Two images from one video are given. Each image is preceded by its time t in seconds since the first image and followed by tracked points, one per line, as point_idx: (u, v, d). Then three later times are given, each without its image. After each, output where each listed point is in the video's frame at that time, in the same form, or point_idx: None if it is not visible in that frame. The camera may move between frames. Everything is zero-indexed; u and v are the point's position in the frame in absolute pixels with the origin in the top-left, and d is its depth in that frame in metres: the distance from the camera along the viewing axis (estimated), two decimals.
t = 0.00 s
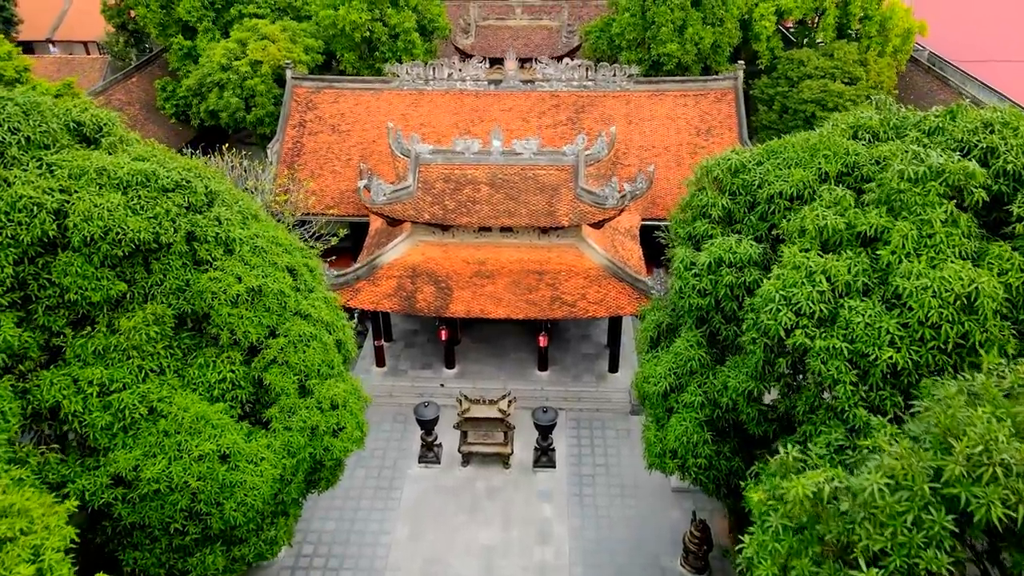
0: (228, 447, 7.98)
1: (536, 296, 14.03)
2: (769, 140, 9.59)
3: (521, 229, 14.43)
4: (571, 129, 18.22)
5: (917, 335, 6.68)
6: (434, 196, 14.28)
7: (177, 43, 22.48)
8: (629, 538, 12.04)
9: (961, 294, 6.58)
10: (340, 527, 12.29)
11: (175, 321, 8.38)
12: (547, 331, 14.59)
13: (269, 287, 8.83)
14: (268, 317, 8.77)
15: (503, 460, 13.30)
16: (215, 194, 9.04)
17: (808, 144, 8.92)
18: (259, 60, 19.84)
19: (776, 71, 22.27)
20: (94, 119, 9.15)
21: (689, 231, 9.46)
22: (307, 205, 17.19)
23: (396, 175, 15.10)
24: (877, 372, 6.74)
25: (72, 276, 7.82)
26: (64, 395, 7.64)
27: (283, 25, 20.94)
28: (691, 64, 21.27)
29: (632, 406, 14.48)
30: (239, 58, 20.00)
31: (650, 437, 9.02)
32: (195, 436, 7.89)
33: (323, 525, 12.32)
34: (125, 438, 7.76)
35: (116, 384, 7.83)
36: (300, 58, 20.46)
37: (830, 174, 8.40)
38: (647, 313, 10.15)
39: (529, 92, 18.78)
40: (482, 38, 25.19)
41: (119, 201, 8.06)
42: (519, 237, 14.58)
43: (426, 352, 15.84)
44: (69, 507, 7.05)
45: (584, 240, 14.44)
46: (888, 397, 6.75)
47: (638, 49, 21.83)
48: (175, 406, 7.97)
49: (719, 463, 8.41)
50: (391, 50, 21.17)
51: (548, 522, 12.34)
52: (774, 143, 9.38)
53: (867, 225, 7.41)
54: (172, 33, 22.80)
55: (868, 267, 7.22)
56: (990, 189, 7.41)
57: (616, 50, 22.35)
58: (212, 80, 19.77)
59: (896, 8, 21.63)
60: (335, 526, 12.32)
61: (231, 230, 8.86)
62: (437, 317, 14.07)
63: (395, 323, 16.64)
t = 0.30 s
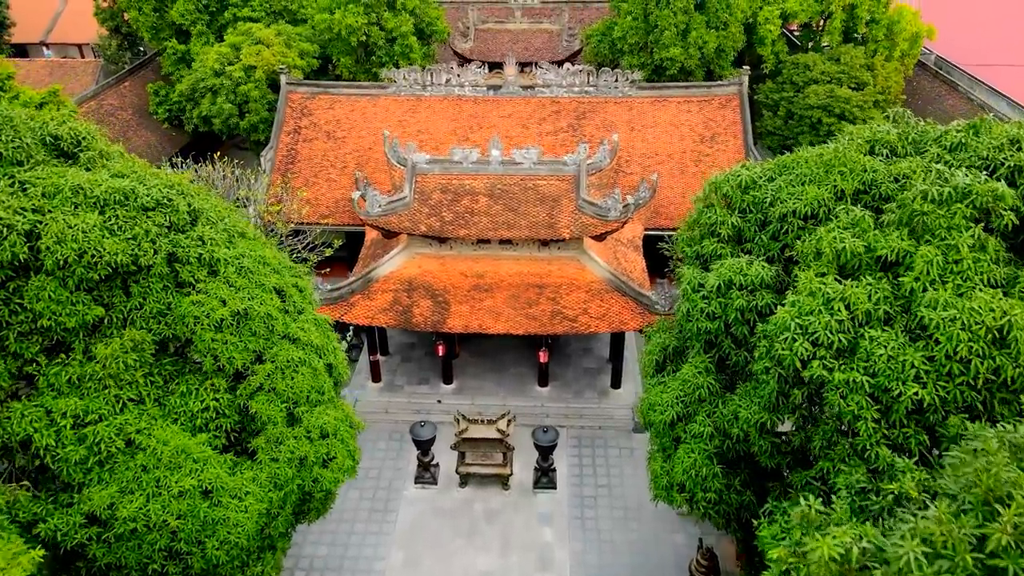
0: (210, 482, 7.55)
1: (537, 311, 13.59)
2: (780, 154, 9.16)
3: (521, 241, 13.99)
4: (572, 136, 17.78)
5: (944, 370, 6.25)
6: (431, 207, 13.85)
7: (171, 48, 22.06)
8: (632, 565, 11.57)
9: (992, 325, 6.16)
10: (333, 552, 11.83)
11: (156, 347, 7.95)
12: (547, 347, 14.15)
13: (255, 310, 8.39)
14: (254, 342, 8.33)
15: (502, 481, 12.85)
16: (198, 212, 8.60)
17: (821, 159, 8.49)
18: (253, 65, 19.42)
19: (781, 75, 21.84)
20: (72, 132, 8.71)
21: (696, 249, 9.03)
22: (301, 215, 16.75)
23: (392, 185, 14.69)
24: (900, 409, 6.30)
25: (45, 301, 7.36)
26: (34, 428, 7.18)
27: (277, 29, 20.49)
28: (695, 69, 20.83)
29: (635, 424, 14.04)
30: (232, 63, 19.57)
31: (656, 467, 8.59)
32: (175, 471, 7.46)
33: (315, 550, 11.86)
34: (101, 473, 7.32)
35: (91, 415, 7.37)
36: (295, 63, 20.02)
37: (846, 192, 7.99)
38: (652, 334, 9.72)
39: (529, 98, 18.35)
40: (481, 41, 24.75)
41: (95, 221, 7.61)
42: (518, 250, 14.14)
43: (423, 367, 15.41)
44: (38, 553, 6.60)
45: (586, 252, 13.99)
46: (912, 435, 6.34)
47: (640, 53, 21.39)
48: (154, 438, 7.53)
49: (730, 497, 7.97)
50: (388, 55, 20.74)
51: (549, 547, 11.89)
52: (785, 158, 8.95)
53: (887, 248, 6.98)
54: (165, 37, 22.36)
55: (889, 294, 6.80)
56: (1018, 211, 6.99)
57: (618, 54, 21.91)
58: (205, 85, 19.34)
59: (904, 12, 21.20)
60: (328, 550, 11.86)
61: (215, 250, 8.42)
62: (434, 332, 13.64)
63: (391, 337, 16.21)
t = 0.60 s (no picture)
0: (193, 518, 7.18)
1: (537, 325, 13.20)
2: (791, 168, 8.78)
3: (521, 253, 13.60)
4: (573, 143, 17.40)
5: (972, 406, 5.88)
6: (429, 218, 13.45)
7: (165, 51, 21.66)
8: None
9: None
10: None
11: (137, 374, 7.55)
12: (548, 361, 13.77)
13: (243, 333, 7.99)
14: (242, 367, 7.94)
15: (502, 501, 12.46)
16: (183, 229, 8.18)
17: (835, 175, 8.12)
18: (248, 70, 19.04)
19: (786, 80, 21.46)
20: (50, 145, 8.30)
21: (704, 268, 8.65)
22: (296, 223, 16.36)
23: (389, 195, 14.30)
24: (925, 447, 5.93)
25: (19, 326, 6.94)
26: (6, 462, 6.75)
27: (272, 33, 20.10)
28: (698, 73, 20.43)
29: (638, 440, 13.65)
30: (226, 68, 19.18)
31: (663, 497, 8.20)
32: (156, 507, 7.11)
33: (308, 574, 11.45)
34: (78, 508, 6.96)
35: (67, 447, 6.97)
36: (291, 67, 19.63)
37: (862, 210, 7.62)
38: (657, 355, 9.33)
39: (530, 103, 17.96)
40: (480, 45, 24.36)
41: (72, 241, 7.19)
42: (518, 262, 13.75)
43: (420, 381, 15.01)
44: None
45: (588, 264, 13.60)
46: (938, 475, 5.98)
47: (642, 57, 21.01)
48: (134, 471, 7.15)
49: (740, 531, 7.59)
50: (385, 59, 20.35)
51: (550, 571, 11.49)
52: (796, 173, 8.57)
53: (909, 273, 6.60)
54: (159, 40, 21.96)
55: (911, 322, 6.41)
56: None
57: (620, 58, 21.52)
58: (199, 90, 18.95)
59: (911, 15, 20.82)
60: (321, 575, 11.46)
61: (201, 270, 8.02)
62: (431, 346, 13.24)
63: (388, 350, 15.82)
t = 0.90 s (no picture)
0: (171, 565, 6.74)
1: (538, 342, 12.76)
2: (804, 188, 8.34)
3: (521, 267, 13.16)
4: (574, 151, 16.96)
5: (1010, 455, 5.45)
6: (426, 231, 13.01)
7: (158, 56, 21.23)
8: None
9: None
10: None
11: (113, 408, 7.10)
12: (550, 379, 13.33)
13: (227, 363, 7.54)
14: (226, 399, 7.49)
15: (501, 527, 12.00)
16: (163, 252, 7.71)
17: (853, 195, 7.68)
18: (242, 76, 18.62)
19: (792, 85, 21.03)
20: (24, 162, 7.87)
21: (714, 291, 8.21)
22: (290, 235, 15.92)
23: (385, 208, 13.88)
24: (958, 497, 5.52)
25: None
26: None
27: (267, 38, 19.65)
28: (702, 79, 19.98)
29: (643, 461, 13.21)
30: (219, 73, 18.76)
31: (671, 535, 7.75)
32: (131, 553, 6.66)
33: None
34: (48, 554, 6.52)
35: (36, 489, 6.52)
36: (285, 73, 19.18)
37: (883, 235, 7.20)
38: (664, 382, 8.88)
39: (530, 111, 17.53)
40: (480, 49, 23.92)
41: (42, 268, 6.73)
42: (518, 276, 13.31)
43: (417, 398, 14.56)
44: None
45: (590, 279, 13.15)
46: (971, 527, 5.57)
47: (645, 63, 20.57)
48: (108, 514, 6.71)
49: None
50: (383, 65, 19.91)
51: None
52: (810, 192, 8.13)
53: (938, 306, 6.16)
54: (152, 45, 21.51)
55: (941, 359, 5.98)
56: None
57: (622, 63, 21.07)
58: (191, 96, 18.52)
59: (920, 19, 20.41)
60: None
61: (182, 296, 7.57)
62: (428, 364, 12.80)
63: (385, 366, 15.37)
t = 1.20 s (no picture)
0: None
1: (538, 359, 12.36)
2: (818, 206, 7.94)
3: (520, 282, 12.76)
4: (575, 159, 16.56)
5: None
6: (422, 244, 12.62)
7: (151, 60, 20.84)
8: None
9: None
10: None
11: (88, 442, 6.72)
12: (550, 396, 12.93)
13: (209, 394, 7.15)
14: (208, 431, 7.09)
15: (500, 551, 11.59)
16: (143, 275, 7.30)
17: (870, 216, 7.29)
18: (235, 82, 18.24)
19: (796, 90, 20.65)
20: None
21: (723, 315, 7.81)
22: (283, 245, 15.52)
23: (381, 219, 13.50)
24: (990, 549, 5.15)
25: None
26: None
27: (261, 42, 19.26)
28: (706, 84, 19.58)
29: (646, 481, 12.82)
30: (213, 79, 18.36)
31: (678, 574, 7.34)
32: None
33: None
34: None
35: (4, 531, 6.14)
36: (280, 78, 18.78)
37: (902, 259, 6.82)
38: (671, 409, 8.47)
39: (530, 117, 17.13)
40: (479, 53, 23.52)
41: (11, 295, 6.35)
42: (518, 290, 12.92)
43: (414, 415, 14.16)
44: None
45: (592, 293, 12.76)
46: None
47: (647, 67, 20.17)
48: (80, 557, 6.30)
49: None
50: (380, 70, 19.52)
51: None
52: (824, 210, 7.73)
53: (965, 339, 5.78)
54: (145, 49, 21.12)
55: (970, 396, 5.60)
56: None
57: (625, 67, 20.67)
58: (184, 102, 18.12)
59: (927, 23, 20.00)
60: None
61: (163, 322, 7.17)
62: (424, 381, 12.40)
63: (381, 381, 14.97)
